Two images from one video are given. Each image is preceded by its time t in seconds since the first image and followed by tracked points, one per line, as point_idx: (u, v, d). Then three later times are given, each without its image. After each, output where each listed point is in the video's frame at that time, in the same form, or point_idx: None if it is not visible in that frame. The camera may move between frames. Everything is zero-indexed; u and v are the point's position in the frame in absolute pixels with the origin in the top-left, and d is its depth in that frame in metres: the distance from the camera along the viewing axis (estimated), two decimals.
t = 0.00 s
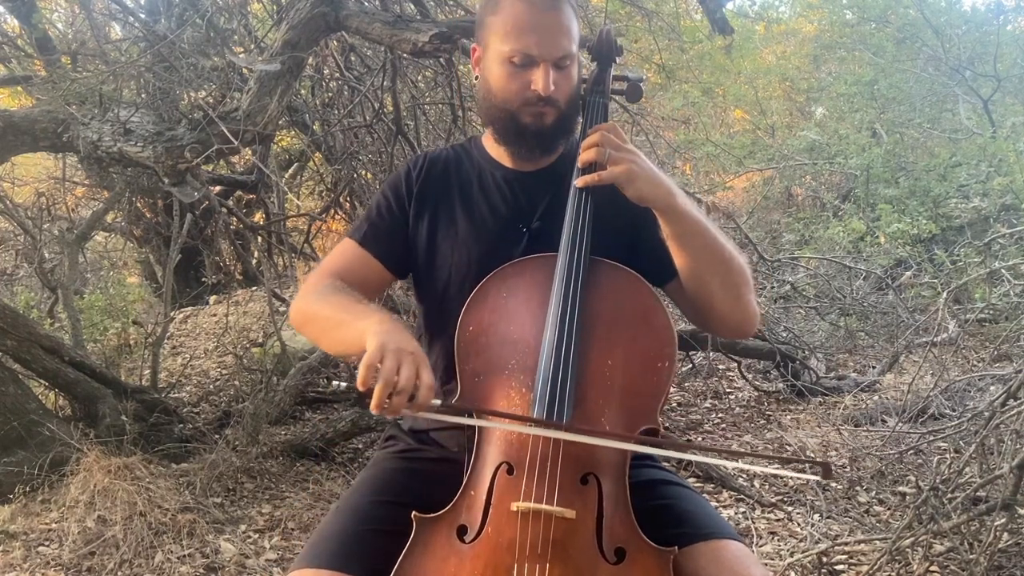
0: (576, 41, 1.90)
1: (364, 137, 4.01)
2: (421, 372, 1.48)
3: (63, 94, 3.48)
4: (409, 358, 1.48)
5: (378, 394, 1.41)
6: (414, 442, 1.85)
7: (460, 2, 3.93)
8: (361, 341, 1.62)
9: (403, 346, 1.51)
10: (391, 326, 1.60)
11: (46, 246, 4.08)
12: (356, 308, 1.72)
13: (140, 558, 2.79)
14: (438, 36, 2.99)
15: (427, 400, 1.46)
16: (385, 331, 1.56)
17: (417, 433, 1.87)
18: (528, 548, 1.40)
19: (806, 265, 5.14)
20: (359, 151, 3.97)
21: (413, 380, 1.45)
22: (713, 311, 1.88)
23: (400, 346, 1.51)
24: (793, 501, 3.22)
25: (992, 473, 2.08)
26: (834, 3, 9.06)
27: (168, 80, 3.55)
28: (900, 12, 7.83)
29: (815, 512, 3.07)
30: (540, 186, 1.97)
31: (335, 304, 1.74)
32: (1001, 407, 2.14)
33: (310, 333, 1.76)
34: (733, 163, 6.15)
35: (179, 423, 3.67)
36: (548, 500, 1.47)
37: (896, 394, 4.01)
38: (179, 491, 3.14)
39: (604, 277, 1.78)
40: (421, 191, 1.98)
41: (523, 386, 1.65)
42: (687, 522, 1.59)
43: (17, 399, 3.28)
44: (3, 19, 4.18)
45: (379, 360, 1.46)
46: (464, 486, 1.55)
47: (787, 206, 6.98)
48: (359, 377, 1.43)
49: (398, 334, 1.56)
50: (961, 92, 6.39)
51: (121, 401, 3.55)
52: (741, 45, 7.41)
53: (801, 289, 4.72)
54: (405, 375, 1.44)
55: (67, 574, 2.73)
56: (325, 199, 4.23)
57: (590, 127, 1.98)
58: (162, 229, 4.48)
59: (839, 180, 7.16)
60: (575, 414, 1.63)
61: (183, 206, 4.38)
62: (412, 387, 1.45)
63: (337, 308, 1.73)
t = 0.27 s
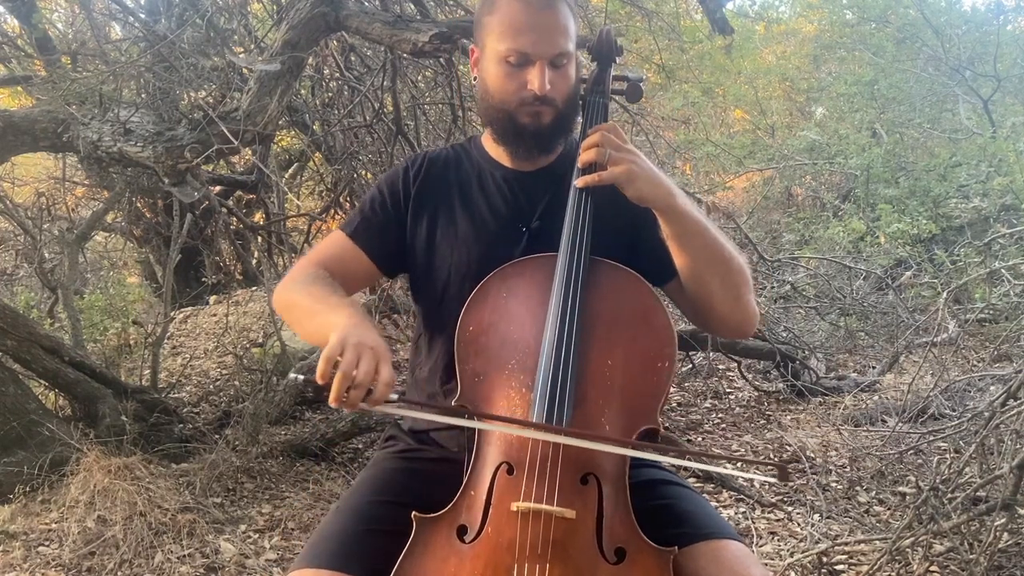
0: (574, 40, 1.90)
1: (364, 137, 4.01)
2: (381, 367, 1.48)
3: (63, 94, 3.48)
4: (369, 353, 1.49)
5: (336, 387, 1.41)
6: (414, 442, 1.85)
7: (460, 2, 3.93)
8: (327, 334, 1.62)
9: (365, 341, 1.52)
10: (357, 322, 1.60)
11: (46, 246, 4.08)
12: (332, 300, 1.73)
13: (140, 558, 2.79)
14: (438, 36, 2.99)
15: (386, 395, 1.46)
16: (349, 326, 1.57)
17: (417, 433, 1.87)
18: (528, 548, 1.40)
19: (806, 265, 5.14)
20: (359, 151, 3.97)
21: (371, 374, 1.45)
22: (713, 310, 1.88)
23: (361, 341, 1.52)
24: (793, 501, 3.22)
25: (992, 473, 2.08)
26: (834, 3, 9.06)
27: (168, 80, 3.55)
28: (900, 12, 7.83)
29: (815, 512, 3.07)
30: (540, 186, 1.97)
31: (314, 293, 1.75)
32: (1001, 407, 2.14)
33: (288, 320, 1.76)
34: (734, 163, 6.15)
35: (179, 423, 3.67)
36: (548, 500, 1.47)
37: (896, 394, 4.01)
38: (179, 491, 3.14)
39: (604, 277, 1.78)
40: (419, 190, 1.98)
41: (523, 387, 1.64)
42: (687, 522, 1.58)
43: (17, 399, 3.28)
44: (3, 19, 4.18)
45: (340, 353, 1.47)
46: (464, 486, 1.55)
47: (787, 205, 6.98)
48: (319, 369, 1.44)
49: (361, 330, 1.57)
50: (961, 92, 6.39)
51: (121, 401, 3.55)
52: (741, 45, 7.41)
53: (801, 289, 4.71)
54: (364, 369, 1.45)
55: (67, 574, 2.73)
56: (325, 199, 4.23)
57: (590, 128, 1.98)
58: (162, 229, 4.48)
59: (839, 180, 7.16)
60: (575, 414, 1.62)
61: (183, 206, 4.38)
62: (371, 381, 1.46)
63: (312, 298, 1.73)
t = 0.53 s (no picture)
0: (570, 40, 1.90)
1: (364, 137, 4.01)
2: (338, 362, 1.52)
3: (63, 94, 3.48)
4: (327, 348, 1.52)
5: (294, 379, 1.43)
6: (414, 443, 1.85)
7: (460, 2, 3.93)
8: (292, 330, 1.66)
9: (324, 336, 1.55)
10: (320, 318, 1.64)
11: (46, 246, 4.08)
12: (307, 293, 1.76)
13: (140, 558, 2.79)
14: (438, 36, 2.98)
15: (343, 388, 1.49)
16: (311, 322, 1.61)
17: (417, 433, 1.87)
18: (528, 548, 1.40)
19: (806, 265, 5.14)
20: (359, 151, 3.97)
21: (328, 367, 1.48)
22: (714, 310, 1.88)
23: (320, 336, 1.55)
24: (794, 501, 3.22)
25: (992, 473, 2.07)
26: (834, 3, 9.05)
27: (168, 80, 3.55)
28: (900, 12, 7.82)
29: (815, 512, 3.07)
30: (541, 186, 1.97)
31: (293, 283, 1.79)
32: (1002, 407, 2.14)
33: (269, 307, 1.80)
34: (734, 163, 6.15)
35: (179, 423, 3.67)
36: (548, 500, 1.47)
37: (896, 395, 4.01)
38: (179, 491, 3.14)
39: (605, 276, 1.78)
40: (419, 189, 1.98)
41: (523, 386, 1.64)
42: (687, 522, 1.58)
43: (17, 399, 3.28)
44: (3, 19, 4.19)
45: (298, 348, 1.51)
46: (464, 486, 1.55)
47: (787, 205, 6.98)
48: (276, 363, 1.47)
49: (323, 326, 1.60)
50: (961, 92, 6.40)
51: (121, 401, 3.55)
52: (741, 45, 7.41)
53: (801, 289, 4.71)
54: (321, 363, 1.48)
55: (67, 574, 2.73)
56: (325, 199, 4.22)
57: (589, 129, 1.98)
58: (162, 229, 4.48)
59: (839, 180, 7.16)
60: (575, 414, 1.63)
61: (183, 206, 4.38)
62: (329, 375, 1.49)
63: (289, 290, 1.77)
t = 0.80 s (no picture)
0: (570, 40, 1.90)
1: (364, 137, 4.00)
2: (301, 355, 1.51)
3: (63, 94, 3.48)
4: (290, 340, 1.52)
5: (256, 369, 1.43)
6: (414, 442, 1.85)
7: (460, 2, 3.93)
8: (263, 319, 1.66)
9: (289, 329, 1.55)
10: (288, 310, 1.64)
11: (46, 246, 4.08)
12: (288, 282, 1.77)
13: (140, 558, 2.79)
14: (438, 36, 2.99)
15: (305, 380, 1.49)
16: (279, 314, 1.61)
17: (417, 432, 1.87)
18: (528, 548, 1.40)
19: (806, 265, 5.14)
20: (359, 151, 3.97)
21: (290, 360, 1.48)
22: (716, 318, 1.87)
23: (285, 328, 1.55)
24: (793, 501, 3.22)
25: (992, 473, 2.07)
26: (834, 3, 9.04)
27: (168, 80, 3.55)
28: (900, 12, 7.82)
29: (815, 512, 3.07)
30: (543, 186, 1.97)
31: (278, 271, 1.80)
32: (1001, 407, 2.13)
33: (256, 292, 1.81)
34: (734, 163, 6.15)
35: (179, 422, 3.67)
36: (549, 500, 1.47)
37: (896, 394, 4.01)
38: (179, 491, 3.14)
39: (606, 277, 1.78)
40: (420, 187, 1.98)
41: (523, 387, 1.64)
42: (687, 522, 1.58)
43: (17, 399, 3.28)
44: (3, 19, 4.19)
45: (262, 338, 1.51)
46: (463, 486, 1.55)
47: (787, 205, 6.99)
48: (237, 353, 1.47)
49: (290, 318, 1.60)
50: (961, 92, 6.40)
51: (121, 401, 3.55)
52: (741, 45, 7.41)
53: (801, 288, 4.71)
54: (283, 355, 1.48)
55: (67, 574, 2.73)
56: (325, 199, 4.22)
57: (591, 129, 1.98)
58: (162, 229, 4.48)
59: (839, 180, 7.16)
60: (576, 414, 1.63)
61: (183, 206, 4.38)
62: (291, 367, 1.48)
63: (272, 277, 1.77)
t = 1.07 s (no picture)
0: (572, 38, 1.90)
1: (364, 137, 4.00)
2: (309, 355, 1.51)
3: (63, 94, 3.48)
4: (298, 340, 1.52)
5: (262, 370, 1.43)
6: (414, 442, 1.85)
7: (460, 2, 3.93)
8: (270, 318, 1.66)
9: (297, 328, 1.55)
10: (294, 310, 1.64)
11: (46, 246, 4.08)
12: (294, 282, 1.77)
13: (140, 558, 2.79)
14: (438, 36, 2.99)
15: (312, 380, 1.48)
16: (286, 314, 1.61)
17: (418, 432, 1.87)
18: (528, 548, 1.40)
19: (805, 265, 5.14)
20: (359, 151, 3.97)
21: (297, 359, 1.48)
22: (716, 327, 1.87)
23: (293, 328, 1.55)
24: (793, 500, 3.22)
25: (992, 473, 2.07)
26: (834, 3, 9.04)
27: (168, 80, 3.55)
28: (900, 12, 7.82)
29: (815, 512, 3.07)
30: (545, 186, 1.97)
31: (282, 271, 1.80)
32: (1002, 407, 2.13)
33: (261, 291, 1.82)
34: (734, 163, 6.15)
35: (179, 422, 3.67)
36: (549, 500, 1.47)
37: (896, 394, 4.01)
38: (179, 491, 3.14)
39: (606, 277, 1.78)
40: (424, 185, 1.98)
41: (523, 386, 1.64)
42: (687, 522, 1.58)
43: (17, 399, 3.28)
44: (3, 18, 4.19)
45: (268, 337, 1.51)
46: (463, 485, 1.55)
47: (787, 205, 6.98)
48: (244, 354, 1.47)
49: (297, 318, 1.60)
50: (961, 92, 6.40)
51: (121, 401, 3.55)
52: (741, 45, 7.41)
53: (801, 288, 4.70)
54: (291, 355, 1.48)
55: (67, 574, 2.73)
56: (325, 199, 4.22)
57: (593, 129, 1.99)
58: (162, 229, 4.48)
59: (839, 180, 7.16)
60: (576, 414, 1.63)
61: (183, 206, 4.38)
62: (298, 367, 1.48)
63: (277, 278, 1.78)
